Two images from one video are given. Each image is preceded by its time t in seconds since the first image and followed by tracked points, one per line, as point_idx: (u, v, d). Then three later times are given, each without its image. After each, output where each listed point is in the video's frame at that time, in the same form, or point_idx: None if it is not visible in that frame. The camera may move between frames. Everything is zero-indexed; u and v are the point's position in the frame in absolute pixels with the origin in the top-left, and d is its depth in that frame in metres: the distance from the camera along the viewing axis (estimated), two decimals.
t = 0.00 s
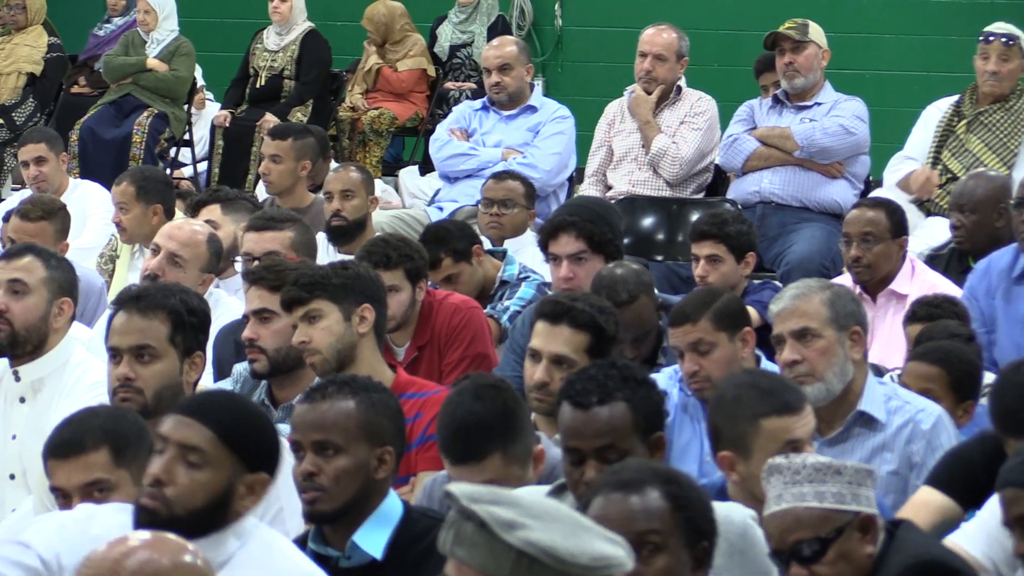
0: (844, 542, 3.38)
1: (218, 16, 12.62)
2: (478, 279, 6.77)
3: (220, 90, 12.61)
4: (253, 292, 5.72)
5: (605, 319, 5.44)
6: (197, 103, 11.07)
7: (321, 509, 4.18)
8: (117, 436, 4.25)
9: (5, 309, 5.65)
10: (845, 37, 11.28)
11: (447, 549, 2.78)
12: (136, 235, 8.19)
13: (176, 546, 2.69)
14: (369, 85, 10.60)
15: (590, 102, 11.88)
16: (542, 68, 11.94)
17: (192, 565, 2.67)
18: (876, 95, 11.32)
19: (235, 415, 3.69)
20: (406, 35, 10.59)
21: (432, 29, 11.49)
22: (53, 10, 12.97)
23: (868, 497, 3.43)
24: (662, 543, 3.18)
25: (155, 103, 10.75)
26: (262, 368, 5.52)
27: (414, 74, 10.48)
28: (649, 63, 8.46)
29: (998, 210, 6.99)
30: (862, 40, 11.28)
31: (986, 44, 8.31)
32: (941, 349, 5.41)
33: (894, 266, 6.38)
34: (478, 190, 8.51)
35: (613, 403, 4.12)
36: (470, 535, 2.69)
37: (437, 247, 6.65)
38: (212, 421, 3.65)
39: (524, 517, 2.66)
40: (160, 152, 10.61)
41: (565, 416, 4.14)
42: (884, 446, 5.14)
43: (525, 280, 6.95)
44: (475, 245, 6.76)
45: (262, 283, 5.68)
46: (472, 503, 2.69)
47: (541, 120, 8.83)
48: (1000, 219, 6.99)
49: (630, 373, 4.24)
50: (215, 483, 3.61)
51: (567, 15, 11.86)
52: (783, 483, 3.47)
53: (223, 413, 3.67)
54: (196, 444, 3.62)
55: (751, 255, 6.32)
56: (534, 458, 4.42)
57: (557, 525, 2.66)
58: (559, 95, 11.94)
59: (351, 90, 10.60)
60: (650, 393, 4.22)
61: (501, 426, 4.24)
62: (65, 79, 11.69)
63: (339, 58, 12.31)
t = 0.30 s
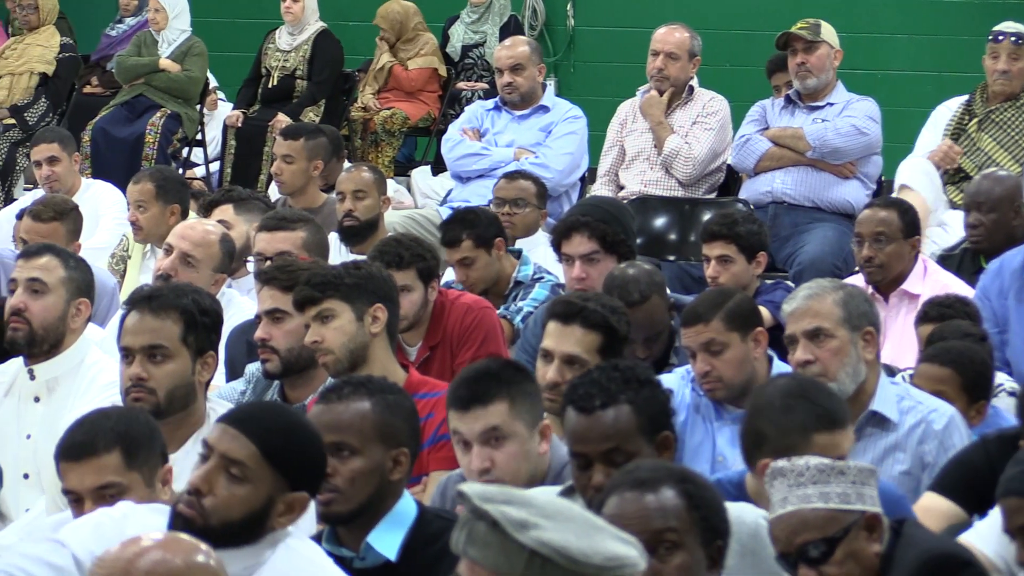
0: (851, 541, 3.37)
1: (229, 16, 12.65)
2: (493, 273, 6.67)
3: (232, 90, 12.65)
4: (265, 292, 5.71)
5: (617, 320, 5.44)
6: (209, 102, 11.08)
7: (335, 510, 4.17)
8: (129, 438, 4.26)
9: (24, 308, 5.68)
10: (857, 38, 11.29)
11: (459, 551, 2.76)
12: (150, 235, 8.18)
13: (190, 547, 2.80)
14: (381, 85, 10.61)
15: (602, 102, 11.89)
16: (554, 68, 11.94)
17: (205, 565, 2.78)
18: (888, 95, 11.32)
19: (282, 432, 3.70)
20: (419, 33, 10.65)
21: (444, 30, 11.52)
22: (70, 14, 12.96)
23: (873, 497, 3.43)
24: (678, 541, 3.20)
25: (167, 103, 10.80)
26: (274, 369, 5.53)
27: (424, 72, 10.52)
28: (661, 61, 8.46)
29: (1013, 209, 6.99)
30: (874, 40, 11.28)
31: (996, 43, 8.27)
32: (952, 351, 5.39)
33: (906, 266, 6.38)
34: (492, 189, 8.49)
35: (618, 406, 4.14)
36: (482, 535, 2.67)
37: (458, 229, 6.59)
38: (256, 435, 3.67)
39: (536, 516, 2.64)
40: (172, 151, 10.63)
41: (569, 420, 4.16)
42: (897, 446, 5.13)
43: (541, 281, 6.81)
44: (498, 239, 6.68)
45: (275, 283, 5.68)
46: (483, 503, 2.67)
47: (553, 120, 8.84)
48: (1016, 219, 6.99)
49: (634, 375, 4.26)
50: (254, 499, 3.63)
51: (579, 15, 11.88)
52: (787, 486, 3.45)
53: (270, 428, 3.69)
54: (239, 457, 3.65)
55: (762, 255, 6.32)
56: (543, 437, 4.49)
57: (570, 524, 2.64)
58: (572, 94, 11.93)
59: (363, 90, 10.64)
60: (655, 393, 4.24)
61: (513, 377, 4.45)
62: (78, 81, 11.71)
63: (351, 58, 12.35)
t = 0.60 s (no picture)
0: (862, 537, 3.40)
1: (243, 17, 12.73)
2: (508, 268, 6.66)
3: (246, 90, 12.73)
4: (278, 293, 5.71)
5: (630, 321, 5.43)
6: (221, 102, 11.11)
7: (350, 512, 4.18)
8: (139, 439, 4.26)
9: (36, 310, 5.68)
10: (870, 39, 11.31)
11: (471, 551, 2.71)
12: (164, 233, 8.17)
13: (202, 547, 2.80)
14: (394, 85, 10.62)
15: (615, 103, 11.92)
16: (567, 69, 11.98)
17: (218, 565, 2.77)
18: (902, 96, 11.33)
19: (286, 429, 3.70)
20: (432, 33, 10.73)
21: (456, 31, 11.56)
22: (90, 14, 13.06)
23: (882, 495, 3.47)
24: (692, 541, 3.20)
25: (180, 104, 10.84)
26: (287, 369, 5.53)
27: (438, 73, 10.55)
28: (673, 61, 8.47)
29: None
30: (886, 42, 11.31)
31: (999, 51, 8.26)
32: (968, 352, 5.38)
33: (918, 266, 6.39)
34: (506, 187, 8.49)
35: (629, 406, 4.12)
36: (496, 536, 2.62)
37: (480, 219, 6.59)
38: (260, 436, 3.67)
39: (550, 517, 2.60)
40: (184, 152, 10.68)
41: (580, 421, 4.14)
42: (910, 446, 5.07)
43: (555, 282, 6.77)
44: (515, 236, 6.68)
45: (287, 284, 5.66)
46: (497, 503, 2.63)
47: (566, 120, 8.84)
48: None
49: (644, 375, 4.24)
50: (262, 498, 3.64)
51: (591, 15, 11.92)
52: (796, 484, 3.51)
53: (275, 428, 3.69)
54: (243, 458, 3.66)
55: (777, 256, 6.33)
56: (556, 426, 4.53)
57: (583, 526, 2.60)
58: (585, 96, 11.98)
59: (376, 91, 10.68)
60: (665, 393, 4.23)
61: (530, 358, 4.54)
62: (90, 82, 11.73)
63: (363, 58, 12.40)
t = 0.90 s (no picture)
0: (872, 534, 3.45)
1: (259, 18, 12.78)
2: (522, 269, 6.66)
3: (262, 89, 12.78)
4: (294, 294, 5.67)
5: (647, 322, 5.41)
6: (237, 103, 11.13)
7: (366, 514, 4.16)
8: (151, 447, 4.29)
9: (51, 313, 5.67)
10: (886, 40, 11.32)
11: (487, 552, 2.75)
12: (180, 234, 8.18)
13: (219, 548, 2.80)
14: (409, 86, 10.61)
15: (630, 104, 11.94)
16: (583, 70, 12.01)
17: (235, 566, 2.78)
18: (918, 97, 11.32)
19: (253, 425, 3.75)
20: (448, 35, 10.73)
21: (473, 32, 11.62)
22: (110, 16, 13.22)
23: (889, 491, 3.52)
24: (705, 542, 3.24)
25: (196, 103, 10.89)
26: (303, 370, 5.53)
27: (455, 75, 10.59)
28: (689, 62, 8.45)
29: None
30: (903, 42, 11.31)
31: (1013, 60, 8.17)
32: (988, 353, 5.38)
33: (935, 267, 6.39)
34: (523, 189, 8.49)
35: (643, 404, 4.11)
36: (512, 537, 2.66)
37: (493, 220, 6.60)
38: (226, 435, 3.74)
39: (566, 518, 2.64)
40: (200, 154, 10.72)
41: (596, 421, 4.14)
42: (926, 448, 5.03)
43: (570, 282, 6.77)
44: (530, 236, 6.69)
45: (303, 285, 5.62)
46: (513, 504, 2.67)
47: (583, 121, 8.84)
48: None
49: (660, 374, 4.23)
50: (230, 494, 3.70)
51: (607, 16, 11.95)
52: (804, 483, 3.56)
53: (241, 424, 3.74)
54: (212, 455, 3.74)
55: (794, 258, 6.39)
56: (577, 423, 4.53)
57: (597, 527, 2.64)
58: (600, 96, 11.99)
59: (391, 91, 10.68)
60: (680, 393, 4.22)
61: (550, 356, 4.54)
62: (106, 82, 11.74)
63: (379, 59, 12.46)
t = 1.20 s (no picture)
0: (894, 532, 3.52)
1: (280, 20, 12.84)
2: (540, 271, 6.67)
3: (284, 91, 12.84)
4: (316, 296, 5.66)
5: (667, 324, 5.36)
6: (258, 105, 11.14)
7: (386, 517, 4.12)
8: (166, 455, 4.29)
9: (73, 315, 5.66)
10: (907, 42, 11.36)
11: (505, 553, 2.71)
12: (201, 236, 8.18)
13: (240, 549, 2.78)
14: (429, 88, 10.61)
15: (651, 106, 11.92)
16: (603, 72, 11.98)
17: (256, 569, 2.77)
18: (937, 99, 11.36)
19: (262, 426, 3.71)
20: (470, 36, 10.73)
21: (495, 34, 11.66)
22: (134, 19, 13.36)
23: (909, 490, 3.60)
24: (722, 546, 3.24)
25: (217, 106, 10.93)
26: (324, 373, 5.49)
27: (475, 76, 10.61)
28: (710, 64, 8.43)
29: None
30: (921, 45, 11.35)
31: None
32: (1005, 355, 5.35)
33: (956, 270, 6.41)
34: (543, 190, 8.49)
35: (664, 402, 4.10)
36: (532, 539, 2.63)
37: (510, 223, 6.62)
38: (236, 438, 3.70)
39: (586, 522, 2.61)
40: (222, 156, 10.74)
41: (616, 419, 4.12)
42: (946, 450, 5.00)
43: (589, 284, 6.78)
44: (548, 239, 6.71)
45: (325, 287, 5.62)
46: (532, 506, 2.64)
47: (604, 123, 8.85)
48: None
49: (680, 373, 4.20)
50: (244, 497, 3.67)
51: (629, 20, 11.93)
52: (824, 483, 3.61)
53: (250, 427, 3.71)
54: (224, 459, 3.71)
55: (814, 260, 6.41)
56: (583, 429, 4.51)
57: (617, 531, 2.61)
58: (622, 99, 11.97)
59: (412, 94, 10.68)
60: (702, 392, 4.18)
61: (550, 363, 4.51)
62: (127, 84, 11.78)
63: (400, 61, 12.51)
